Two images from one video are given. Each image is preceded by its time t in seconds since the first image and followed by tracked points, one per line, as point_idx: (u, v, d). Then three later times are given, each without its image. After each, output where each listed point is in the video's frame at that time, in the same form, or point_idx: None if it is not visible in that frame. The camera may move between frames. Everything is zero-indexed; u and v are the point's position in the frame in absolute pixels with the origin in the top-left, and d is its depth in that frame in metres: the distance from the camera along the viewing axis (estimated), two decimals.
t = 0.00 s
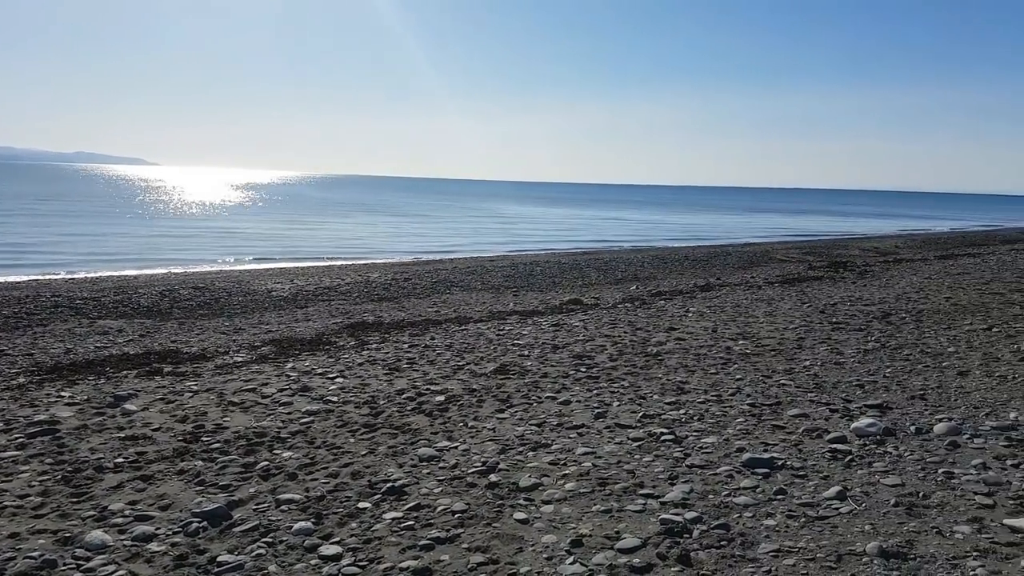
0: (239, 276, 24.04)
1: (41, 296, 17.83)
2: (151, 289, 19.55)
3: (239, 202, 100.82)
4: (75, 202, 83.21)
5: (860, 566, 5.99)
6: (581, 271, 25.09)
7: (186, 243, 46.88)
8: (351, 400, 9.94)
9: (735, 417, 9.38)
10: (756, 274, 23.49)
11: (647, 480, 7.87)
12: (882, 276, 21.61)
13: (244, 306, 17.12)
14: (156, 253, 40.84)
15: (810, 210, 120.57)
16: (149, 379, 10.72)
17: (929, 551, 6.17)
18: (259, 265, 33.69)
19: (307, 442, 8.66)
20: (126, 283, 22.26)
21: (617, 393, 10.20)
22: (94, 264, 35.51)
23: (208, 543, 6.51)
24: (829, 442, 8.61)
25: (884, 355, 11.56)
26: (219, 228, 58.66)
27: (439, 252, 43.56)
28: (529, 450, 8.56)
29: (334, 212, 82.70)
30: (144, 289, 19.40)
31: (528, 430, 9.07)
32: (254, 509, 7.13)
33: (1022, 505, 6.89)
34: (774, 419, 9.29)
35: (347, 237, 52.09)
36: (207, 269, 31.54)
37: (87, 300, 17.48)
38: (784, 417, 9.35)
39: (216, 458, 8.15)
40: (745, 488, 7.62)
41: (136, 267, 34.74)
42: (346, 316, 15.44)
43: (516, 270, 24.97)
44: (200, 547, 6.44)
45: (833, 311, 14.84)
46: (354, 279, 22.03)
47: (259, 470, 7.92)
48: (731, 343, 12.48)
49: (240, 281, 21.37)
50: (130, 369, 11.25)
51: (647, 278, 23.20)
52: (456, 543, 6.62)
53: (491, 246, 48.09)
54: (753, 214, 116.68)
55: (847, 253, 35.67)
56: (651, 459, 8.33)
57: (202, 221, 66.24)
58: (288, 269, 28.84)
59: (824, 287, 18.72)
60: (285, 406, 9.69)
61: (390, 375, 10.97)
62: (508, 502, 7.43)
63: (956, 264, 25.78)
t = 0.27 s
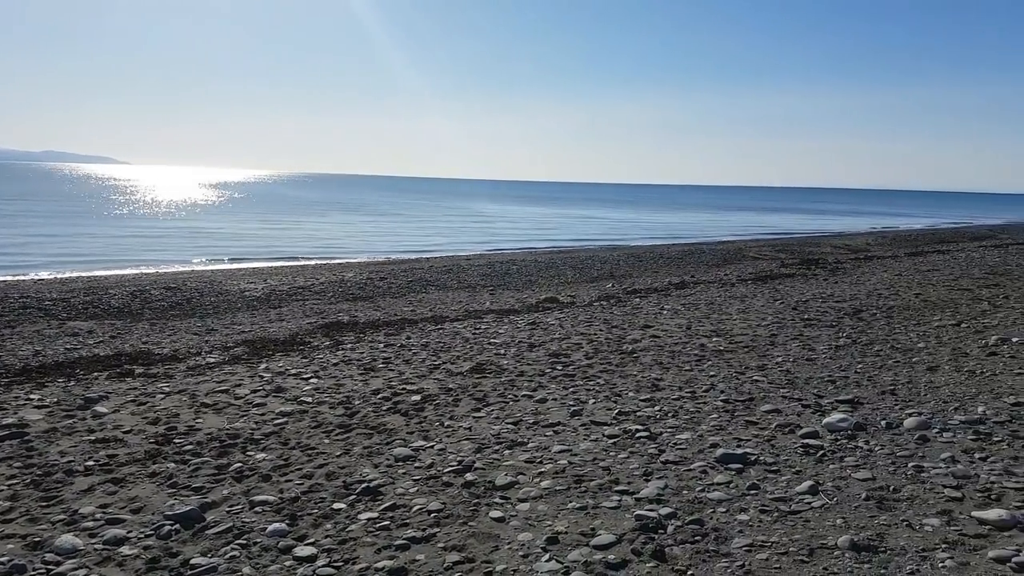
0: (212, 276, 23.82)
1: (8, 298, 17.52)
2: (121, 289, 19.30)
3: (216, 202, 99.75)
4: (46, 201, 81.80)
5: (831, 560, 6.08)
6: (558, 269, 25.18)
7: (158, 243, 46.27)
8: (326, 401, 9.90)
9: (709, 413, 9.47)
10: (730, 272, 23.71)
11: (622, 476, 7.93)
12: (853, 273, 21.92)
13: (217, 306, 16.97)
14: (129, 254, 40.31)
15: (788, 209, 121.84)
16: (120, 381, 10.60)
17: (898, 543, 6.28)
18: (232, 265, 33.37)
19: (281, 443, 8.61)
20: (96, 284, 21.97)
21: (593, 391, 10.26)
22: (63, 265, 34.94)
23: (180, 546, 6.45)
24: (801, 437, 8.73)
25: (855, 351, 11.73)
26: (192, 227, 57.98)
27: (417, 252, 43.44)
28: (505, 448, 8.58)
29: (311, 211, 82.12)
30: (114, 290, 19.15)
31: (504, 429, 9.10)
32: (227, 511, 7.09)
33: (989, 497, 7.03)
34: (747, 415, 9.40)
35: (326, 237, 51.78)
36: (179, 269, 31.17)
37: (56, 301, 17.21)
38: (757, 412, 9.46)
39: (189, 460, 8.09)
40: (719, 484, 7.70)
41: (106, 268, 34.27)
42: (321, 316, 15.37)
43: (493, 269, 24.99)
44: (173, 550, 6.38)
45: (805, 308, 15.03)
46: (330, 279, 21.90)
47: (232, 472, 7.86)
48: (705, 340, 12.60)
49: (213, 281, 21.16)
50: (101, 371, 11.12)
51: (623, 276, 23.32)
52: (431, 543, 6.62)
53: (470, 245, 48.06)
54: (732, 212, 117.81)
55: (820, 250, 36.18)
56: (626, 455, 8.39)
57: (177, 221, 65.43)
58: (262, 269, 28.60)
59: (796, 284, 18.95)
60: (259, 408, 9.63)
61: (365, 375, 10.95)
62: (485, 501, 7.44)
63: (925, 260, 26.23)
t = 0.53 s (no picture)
0: (185, 277, 23.55)
1: None
2: (91, 291, 19.01)
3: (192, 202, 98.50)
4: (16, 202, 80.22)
5: (805, 556, 6.16)
6: (535, 269, 25.23)
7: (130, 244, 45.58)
8: (301, 403, 9.84)
9: (684, 411, 9.56)
10: (706, 271, 23.93)
11: (599, 475, 7.96)
12: (826, 272, 22.23)
13: (190, 308, 16.78)
14: (101, 255, 39.63)
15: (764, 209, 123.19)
16: (91, 385, 10.44)
17: (870, 539, 6.38)
18: (206, 266, 32.99)
19: (255, 446, 8.54)
20: (64, 285, 21.61)
21: (570, 390, 10.30)
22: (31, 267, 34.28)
23: (152, 551, 6.36)
24: (775, 434, 8.83)
25: (828, 349, 11.90)
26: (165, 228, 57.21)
27: (395, 253, 43.26)
28: (482, 449, 8.58)
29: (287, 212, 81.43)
30: (84, 291, 18.84)
31: (482, 429, 9.10)
32: (201, 515, 7.01)
33: (959, 492, 7.17)
34: (721, 413, 9.49)
35: (302, 238, 51.22)
36: (151, 271, 30.75)
37: (23, 303, 16.90)
38: (732, 410, 9.56)
39: (161, 464, 7.99)
40: (695, 482, 7.77)
41: (76, 270, 33.70)
42: (296, 317, 15.26)
43: (470, 269, 24.98)
44: (144, 555, 6.29)
45: (779, 306, 15.21)
46: (305, 280, 21.76)
47: (205, 476, 7.78)
48: (681, 339, 12.70)
49: (187, 283, 20.89)
50: (70, 374, 10.94)
51: (600, 276, 23.42)
52: (408, 545, 6.60)
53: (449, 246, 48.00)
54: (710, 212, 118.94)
55: (793, 250, 36.69)
56: (603, 454, 8.43)
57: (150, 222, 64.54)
58: (236, 270, 28.31)
59: (770, 283, 19.18)
60: (233, 411, 9.54)
61: (341, 377, 10.89)
62: (462, 502, 7.44)
63: (896, 259, 26.67)
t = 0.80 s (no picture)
0: (154, 279, 23.24)
1: None
2: (57, 293, 18.68)
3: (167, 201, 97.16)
4: None
5: (774, 557, 6.24)
6: (510, 272, 25.27)
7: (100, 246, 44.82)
8: (272, 408, 9.77)
9: (657, 414, 9.64)
10: (679, 275, 24.15)
11: (572, 478, 8.00)
12: (796, 276, 22.53)
13: (159, 310, 16.57)
14: (71, 257, 38.94)
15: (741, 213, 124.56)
16: (56, 389, 10.27)
17: (837, 540, 6.48)
18: (176, 268, 32.58)
19: (225, 451, 8.46)
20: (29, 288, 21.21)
21: (544, 394, 10.34)
22: None
23: (118, 558, 6.27)
24: (745, 436, 8.94)
25: (798, 352, 12.06)
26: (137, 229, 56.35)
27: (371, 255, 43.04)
28: (455, 453, 8.59)
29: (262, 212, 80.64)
30: (50, 294, 18.50)
31: (455, 433, 9.10)
32: (168, 521, 6.93)
33: (924, 494, 7.31)
34: (693, 415, 9.59)
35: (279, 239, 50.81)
36: (120, 273, 30.29)
37: None
38: (704, 413, 9.66)
39: (128, 469, 7.89)
40: (666, 484, 7.84)
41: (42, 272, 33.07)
42: (267, 320, 15.13)
43: (445, 272, 24.96)
44: (110, 562, 6.20)
45: (751, 310, 15.40)
46: (278, 282, 21.59)
47: (173, 481, 7.69)
48: (654, 342, 12.80)
49: (157, 285, 20.59)
50: (35, 377, 10.76)
51: (575, 279, 23.52)
52: (378, 550, 6.58)
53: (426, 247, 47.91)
54: (688, 214, 119.93)
55: (765, 255, 37.14)
56: (576, 457, 8.48)
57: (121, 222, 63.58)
58: (208, 272, 27.99)
59: (742, 287, 19.41)
60: (202, 415, 9.44)
61: (313, 381, 10.83)
62: (434, 506, 7.43)
63: (866, 264, 27.10)
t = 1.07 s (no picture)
0: (126, 277, 22.98)
1: None
2: (26, 290, 18.41)
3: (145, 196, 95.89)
4: None
5: (744, 552, 6.33)
6: (487, 270, 25.31)
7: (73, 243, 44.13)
8: (245, 406, 9.74)
9: (630, 410, 9.73)
10: (655, 273, 24.33)
11: (546, 475, 8.06)
12: (770, 274, 22.78)
13: (131, 308, 16.41)
14: (44, 254, 38.34)
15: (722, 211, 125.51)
16: (25, 387, 10.16)
17: (807, 535, 6.59)
18: (150, 266, 32.21)
19: (196, 449, 8.43)
20: None
21: (519, 391, 10.39)
22: None
23: (87, 557, 6.23)
24: (718, 432, 9.06)
25: (771, 349, 12.22)
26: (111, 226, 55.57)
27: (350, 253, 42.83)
28: (429, 450, 8.61)
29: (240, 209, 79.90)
30: (18, 291, 18.23)
31: (430, 430, 9.13)
32: (139, 520, 6.90)
33: (892, 488, 7.45)
34: (666, 412, 9.69)
35: (258, 237, 50.44)
36: (91, 270, 29.89)
37: None
38: (677, 409, 9.77)
39: (98, 468, 7.83)
40: (639, 480, 7.92)
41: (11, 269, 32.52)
42: (241, 318, 15.04)
43: (422, 269, 24.95)
44: (79, 562, 6.16)
45: (725, 307, 15.56)
46: (253, 280, 21.44)
47: (144, 480, 7.65)
48: (629, 339, 12.90)
49: (129, 283, 20.35)
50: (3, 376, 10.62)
51: (552, 277, 23.61)
52: (351, 548, 6.59)
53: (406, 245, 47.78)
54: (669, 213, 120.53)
55: (741, 253, 37.51)
56: (550, 454, 8.54)
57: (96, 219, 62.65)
58: (181, 269, 27.72)
59: (716, 285, 19.60)
60: (174, 413, 9.39)
61: (286, 379, 10.80)
62: (408, 504, 7.45)
63: (839, 262, 27.50)
